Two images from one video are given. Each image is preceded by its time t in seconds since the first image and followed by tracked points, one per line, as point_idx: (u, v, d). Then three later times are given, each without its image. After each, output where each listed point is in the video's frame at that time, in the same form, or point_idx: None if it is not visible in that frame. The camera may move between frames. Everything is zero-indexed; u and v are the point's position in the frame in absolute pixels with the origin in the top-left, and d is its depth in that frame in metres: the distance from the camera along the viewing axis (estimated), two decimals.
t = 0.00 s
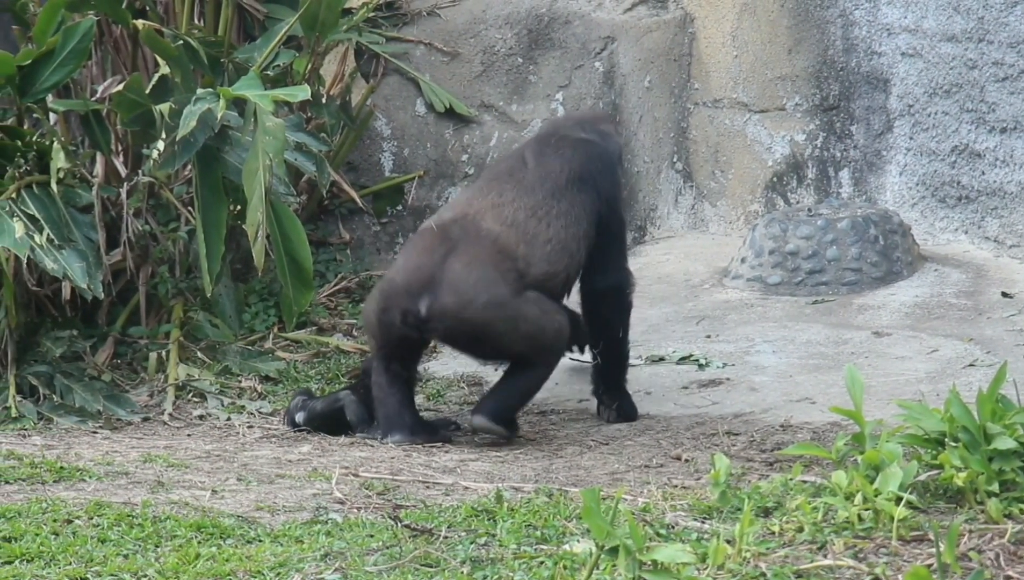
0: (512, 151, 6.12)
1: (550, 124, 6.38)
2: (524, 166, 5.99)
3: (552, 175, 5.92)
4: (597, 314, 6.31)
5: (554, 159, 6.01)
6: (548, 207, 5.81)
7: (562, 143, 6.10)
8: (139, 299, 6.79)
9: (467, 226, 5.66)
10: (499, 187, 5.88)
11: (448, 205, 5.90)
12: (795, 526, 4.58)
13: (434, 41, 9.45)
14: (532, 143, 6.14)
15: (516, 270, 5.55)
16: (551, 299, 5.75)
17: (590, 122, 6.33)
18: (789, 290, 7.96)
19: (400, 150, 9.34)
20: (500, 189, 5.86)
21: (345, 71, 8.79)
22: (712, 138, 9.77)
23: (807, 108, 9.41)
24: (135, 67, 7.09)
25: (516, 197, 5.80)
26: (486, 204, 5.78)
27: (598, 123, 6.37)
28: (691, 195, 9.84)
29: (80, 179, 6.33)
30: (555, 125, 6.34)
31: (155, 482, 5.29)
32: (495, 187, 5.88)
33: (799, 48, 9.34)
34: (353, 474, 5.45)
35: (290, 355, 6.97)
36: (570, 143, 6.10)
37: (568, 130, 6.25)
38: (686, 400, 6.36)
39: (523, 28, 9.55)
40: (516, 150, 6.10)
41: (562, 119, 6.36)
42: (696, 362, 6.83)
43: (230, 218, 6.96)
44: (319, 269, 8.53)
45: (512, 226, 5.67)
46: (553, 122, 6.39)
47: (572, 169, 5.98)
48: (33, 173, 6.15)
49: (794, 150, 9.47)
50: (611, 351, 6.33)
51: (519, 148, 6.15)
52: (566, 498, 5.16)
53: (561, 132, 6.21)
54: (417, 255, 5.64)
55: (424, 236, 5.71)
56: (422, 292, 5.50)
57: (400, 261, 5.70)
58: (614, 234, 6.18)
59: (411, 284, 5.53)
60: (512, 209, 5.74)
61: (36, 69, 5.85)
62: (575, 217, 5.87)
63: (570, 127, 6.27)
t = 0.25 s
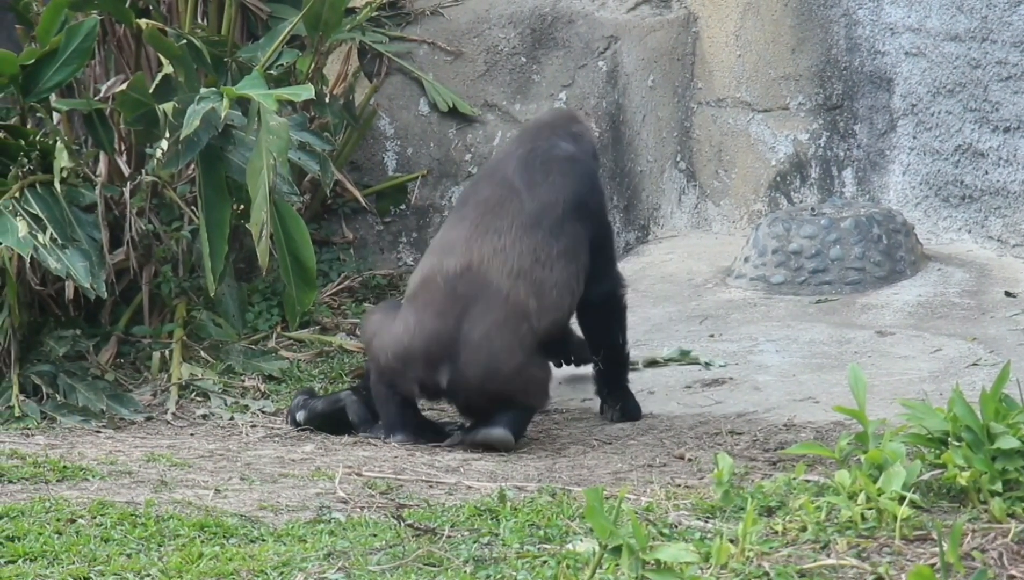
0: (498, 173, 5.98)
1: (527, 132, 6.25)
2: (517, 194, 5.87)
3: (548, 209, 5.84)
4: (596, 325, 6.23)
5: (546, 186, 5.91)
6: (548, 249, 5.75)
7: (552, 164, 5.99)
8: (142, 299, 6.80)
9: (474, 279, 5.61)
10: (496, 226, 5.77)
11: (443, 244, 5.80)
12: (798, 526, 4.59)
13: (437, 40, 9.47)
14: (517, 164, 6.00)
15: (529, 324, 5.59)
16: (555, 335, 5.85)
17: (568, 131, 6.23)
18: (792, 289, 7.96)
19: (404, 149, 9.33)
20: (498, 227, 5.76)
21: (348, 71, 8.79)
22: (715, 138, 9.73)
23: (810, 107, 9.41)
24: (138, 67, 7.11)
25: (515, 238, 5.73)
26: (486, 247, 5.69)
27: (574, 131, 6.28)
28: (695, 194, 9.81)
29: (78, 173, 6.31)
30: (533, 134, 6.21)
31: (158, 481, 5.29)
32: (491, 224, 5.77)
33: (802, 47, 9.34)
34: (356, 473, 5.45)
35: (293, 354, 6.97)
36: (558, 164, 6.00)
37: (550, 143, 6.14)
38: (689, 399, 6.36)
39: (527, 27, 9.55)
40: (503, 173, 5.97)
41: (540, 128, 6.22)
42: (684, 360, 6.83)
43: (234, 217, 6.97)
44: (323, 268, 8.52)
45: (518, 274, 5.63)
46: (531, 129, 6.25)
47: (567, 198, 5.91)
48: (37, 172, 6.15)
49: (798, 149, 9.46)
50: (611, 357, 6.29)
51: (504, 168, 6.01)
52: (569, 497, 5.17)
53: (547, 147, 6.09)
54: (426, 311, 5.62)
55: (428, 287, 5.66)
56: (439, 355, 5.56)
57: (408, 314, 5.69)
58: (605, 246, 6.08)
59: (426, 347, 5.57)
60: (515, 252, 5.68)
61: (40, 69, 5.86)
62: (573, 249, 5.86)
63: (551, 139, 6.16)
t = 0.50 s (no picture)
0: (477, 207, 5.66)
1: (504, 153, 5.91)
2: (497, 233, 5.58)
3: (531, 253, 5.57)
4: (598, 357, 6.05)
5: (529, 226, 5.61)
6: (529, 291, 5.55)
7: (536, 199, 5.68)
8: (143, 297, 6.80)
9: (454, 329, 5.42)
10: (475, 268, 5.50)
11: (419, 287, 5.54)
12: (798, 524, 4.59)
13: (438, 38, 9.47)
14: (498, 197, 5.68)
15: (511, 371, 5.49)
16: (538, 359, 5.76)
17: (548, 156, 5.91)
18: (793, 288, 7.96)
19: (405, 147, 9.34)
20: (477, 272, 5.49)
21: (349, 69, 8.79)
22: (716, 137, 9.72)
23: (810, 105, 9.39)
24: (138, 65, 7.11)
25: (495, 285, 5.49)
26: (465, 293, 5.46)
27: (554, 156, 5.95)
28: (695, 192, 9.80)
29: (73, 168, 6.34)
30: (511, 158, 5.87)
31: (158, 479, 5.29)
32: (468, 267, 5.51)
33: (802, 46, 9.34)
34: (356, 471, 5.45)
35: (294, 352, 6.97)
36: (541, 200, 5.68)
37: (529, 171, 5.82)
38: (689, 398, 6.36)
39: (528, 26, 9.59)
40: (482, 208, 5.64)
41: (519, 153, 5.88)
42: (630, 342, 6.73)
43: (234, 215, 6.96)
44: (323, 266, 8.51)
45: (499, 322, 5.45)
46: (509, 151, 5.91)
47: (551, 238, 5.63)
48: (37, 170, 6.15)
49: (798, 147, 9.44)
50: (610, 366, 6.15)
51: (483, 201, 5.69)
52: (569, 495, 5.17)
53: (521, 170, 5.76)
54: (407, 361, 5.47)
55: (407, 335, 5.48)
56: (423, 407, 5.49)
57: (387, 361, 5.54)
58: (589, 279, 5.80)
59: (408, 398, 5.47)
60: (495, 301, 5.47)
61: (40, 67, 5.86)
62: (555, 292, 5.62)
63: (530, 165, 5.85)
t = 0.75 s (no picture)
0: (452, 224, 5.47)
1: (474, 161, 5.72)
2: (476, 252, 5.41)
3: (512, 268, 5.42)
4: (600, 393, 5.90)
5: (506, 241, 5.44)
6: (515, 304, 5.47)
7: (512, 212, 5.50)
8: (147, 296, 6.80)
9: (445, 355, 5.40)
10: (457, 289, 5.38)
11: (403, 314, 5.41)
12: (803, 523, 4.59)
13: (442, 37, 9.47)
14: (474, 212, 5.49)
15: (503, 383, 5.53)
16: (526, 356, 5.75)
17: (520, 162, 5.71)
18: (798, 287, 7.95)
19: (409, 146, 9.33)
20: (460, 294, 5.38)
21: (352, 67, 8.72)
22: (720, 135, 9.69)
23: (814, 104, 9.39)
24: (142, 64, 7.12)
25: (479, 306, 5.39)
26: (451, 316, 5.37)
27: (525, 159, 5.76)
28: (699, 191, 9.79)
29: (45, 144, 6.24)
30: (482, 167, 5.68)
31: (163, 478, 5.29)
32: (450, 290, 5.39)
33: (807, 44, 9.32)
34: (361, 470, 5.44)
35: (298, 351, 6.98)
36: (518, 212, 5.51)
37: (502, 179, 5.63)
38: (693, 396, 6.35)
39: (532, 24, 9.56)
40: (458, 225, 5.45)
41: (491, 162, 5.70)
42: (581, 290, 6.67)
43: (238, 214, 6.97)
44: (328, 265, 8.50)
45: (488, 342, 5.42)
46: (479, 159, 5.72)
47: (528, 251, 5.47)
48: (41, 169, 6.16)
49: (803, 146, 9.44)
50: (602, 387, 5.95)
51: (460, 216, 5.50)
52: (574, 494, 5.17)
53: (487, 183, 5.57)
54: (402, 394, 5.47)
55: (397, 367, 5.44)
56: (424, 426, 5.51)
57: (380, 392, 5.53)
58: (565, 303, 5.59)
59: (406, 430, 5.50)
60: (481, 321, 5.40)
61: (44, 66, 5.86)
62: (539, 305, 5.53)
63: (502, 173, 5.67)
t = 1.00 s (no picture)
0: (419, 231, 5.38)
1: (426, 164, 5.64)
2: (449, 256, 5.34)
3: (487, 265, 5.38)
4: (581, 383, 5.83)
5: (475, 239, 5.39)
6: (495, 301, 5.43)
7: (475, 209, 5.44)
8: (154, 294, 6.80)
9: (441, 362, 5.37)
10: (438, 296, 5.32)
11: (391, 331, 5.35)
12: (809, 522, 4.59)
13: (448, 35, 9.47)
14: (437, 216, 5.42)
15: (500, 377, 5.52)
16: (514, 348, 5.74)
17: (471, 158, 5.66)
18: (804, 285, 7.94)
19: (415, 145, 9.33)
20: (443, 300, 5.32)
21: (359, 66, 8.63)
22: (727, 133, 9.69)
23: (821, 102, 9.34)
24: (149, 63, 7.12)
25: (464, 308, 5.35)
26: (439, 324, 5.33)
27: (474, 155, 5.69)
28: (706, 190, 9.79)
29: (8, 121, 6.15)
30: (436, 169, 5.60)
31: (169, 476, 5.29)
32: (429, 300, 5.33)
33: (814, 42, 9.28)
34: (367, 469, 5.43)
35: (305, 350, 6.98)
36: (479, 209, 5.46)
37: (457, 179, 5.57)
38: (700, 395, 6.35)
39: (538, 23, 9.55)
40: (425, 231, 5.37)
41: (443, 164, 5.62)
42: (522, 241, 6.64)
43: (245, 213, 6.96)
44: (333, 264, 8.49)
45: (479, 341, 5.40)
46: (430, 162, 5.64)
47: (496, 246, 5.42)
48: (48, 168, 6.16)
49: (809, 144, 9.40)
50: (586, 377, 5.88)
51: (425, 222, 5.41)
52: (580, 493, 5.17)
53: (443, 186, 5.49)
54: (406, 408, 5.46)
55: (396, 383, 5.41)
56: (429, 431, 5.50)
57: (383, 411, 5.50)
58: (534, 293, 5.54)
59: (413, 440, 5.50)
60: (468, 322, 5.37)
61: (51, 65, 5.86)
62: (517, 294, 5.50)
63: (457, 173, 5.61)
